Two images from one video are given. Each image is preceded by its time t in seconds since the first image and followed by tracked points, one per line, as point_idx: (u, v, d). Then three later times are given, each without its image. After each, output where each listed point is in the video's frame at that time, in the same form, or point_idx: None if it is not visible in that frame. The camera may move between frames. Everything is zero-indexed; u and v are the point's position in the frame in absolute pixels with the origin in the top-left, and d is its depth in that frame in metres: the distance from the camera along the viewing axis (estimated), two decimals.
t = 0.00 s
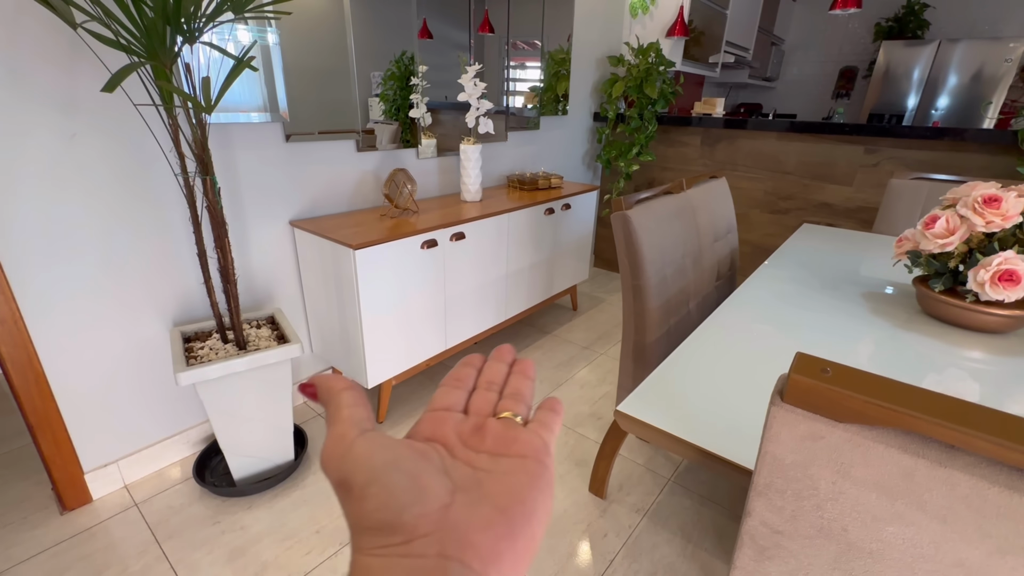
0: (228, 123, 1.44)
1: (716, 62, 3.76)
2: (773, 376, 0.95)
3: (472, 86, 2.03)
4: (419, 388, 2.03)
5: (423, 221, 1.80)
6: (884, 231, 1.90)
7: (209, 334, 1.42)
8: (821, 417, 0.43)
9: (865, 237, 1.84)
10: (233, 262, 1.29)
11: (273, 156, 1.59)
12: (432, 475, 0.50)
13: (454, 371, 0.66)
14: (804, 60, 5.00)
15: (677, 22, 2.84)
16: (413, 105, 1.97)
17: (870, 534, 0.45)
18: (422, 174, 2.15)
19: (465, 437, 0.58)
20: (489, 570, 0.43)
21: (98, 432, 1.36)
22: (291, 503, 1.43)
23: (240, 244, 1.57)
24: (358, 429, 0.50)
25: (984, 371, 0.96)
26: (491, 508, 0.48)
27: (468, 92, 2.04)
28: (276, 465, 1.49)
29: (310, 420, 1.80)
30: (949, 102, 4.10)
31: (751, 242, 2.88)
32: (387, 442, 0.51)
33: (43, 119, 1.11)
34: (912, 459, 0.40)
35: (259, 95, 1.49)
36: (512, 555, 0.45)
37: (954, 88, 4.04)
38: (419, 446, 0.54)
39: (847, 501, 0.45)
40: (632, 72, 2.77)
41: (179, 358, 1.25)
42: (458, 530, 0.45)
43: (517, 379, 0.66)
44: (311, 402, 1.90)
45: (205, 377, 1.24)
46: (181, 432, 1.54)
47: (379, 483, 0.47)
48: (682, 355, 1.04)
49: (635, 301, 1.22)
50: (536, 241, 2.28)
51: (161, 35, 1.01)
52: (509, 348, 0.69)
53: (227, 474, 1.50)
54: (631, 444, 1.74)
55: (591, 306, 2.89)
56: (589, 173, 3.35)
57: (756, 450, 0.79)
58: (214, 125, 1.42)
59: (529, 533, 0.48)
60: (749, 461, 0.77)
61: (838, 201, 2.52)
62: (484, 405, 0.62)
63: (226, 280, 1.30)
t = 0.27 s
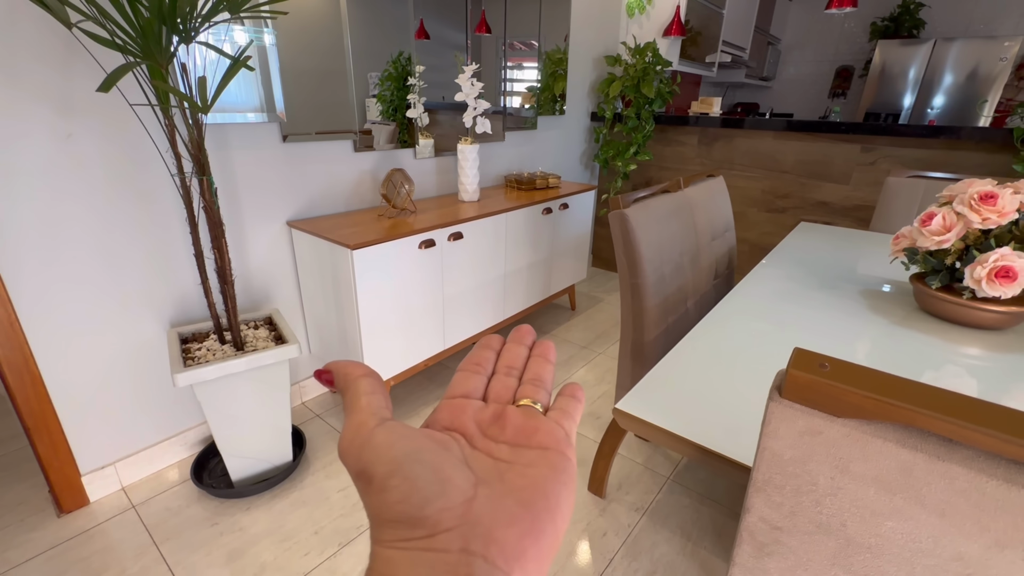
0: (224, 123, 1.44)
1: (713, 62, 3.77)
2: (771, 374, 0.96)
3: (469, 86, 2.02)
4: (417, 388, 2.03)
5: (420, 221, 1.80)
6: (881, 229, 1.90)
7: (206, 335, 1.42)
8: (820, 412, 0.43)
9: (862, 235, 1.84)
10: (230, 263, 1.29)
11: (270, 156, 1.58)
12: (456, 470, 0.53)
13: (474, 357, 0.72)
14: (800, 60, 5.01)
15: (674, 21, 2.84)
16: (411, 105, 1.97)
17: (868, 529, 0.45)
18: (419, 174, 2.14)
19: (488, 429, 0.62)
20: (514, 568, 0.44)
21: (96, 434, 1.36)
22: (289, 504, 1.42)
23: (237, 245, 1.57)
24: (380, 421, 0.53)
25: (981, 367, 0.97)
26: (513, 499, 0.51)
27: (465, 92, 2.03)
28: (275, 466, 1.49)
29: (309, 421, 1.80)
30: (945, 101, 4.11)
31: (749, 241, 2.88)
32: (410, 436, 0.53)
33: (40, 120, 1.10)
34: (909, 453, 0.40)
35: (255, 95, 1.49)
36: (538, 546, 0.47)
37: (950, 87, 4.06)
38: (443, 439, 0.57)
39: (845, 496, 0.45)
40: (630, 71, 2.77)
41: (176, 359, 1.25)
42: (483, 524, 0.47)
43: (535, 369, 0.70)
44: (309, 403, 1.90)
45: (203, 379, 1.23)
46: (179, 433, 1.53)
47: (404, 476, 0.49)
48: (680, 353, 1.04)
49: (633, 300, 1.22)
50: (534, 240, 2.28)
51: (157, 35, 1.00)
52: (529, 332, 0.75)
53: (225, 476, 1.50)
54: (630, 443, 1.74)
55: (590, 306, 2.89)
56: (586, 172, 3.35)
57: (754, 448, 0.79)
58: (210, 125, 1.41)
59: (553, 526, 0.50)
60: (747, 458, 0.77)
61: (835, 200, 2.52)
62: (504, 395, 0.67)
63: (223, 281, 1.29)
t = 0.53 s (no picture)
0: (219, 125, 1.44)
1: (707, 63, 3.78)
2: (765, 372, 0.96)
3: (464, 87, 2.03)
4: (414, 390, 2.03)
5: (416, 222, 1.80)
6: (873, 228, 1.92)
7: (201, 337, 1.42)
8: (808, 408, 0.44)
9: (855, 234, 1.86)
10: (225, 265, 1.28)
11: (264, 158, 1.58)
12: (380, 466, 0.50)
13: (408, 344, 0.70)
14: (793, 60, 5.04)
15: (667, 22, 2.86)
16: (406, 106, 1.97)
17: (858, 524, 0.45)
18: (414, 175, 2.15)
19: (422, 413, 0.60)
20: (437, 566, 0.44)
21: (91, 438, 1.35)
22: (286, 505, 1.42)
23: (232, 246, 1.57)
24: (297, 419, 0.49)
25: (971, 364, 0.98)
26: (444, 494, 0.49)
27: (460, 94, 2.04)
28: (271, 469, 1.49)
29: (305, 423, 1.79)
30: (936, 100, 4.15)
31: (743, 241, 2.90)
32: (329, 435, 0.49)
33: (32, 122, 1.10)
34: (895, 448, 0.41)
35: (250, 97, 1.49)
36: (466, 545, 0.46)
37: (941, 87, 4.10)
38: (369, 432, 0.54)
39: (835, 491, 0.45)
40: (624, 72, 2.79)
41: (171, 361, 1.24)
42: (404, 524, 0.46)
43: (476, 347, 0.70)
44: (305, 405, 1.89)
45: (198, 381, 1.23)
46: (174, 436, 1.53)
47: (318, 480, 0.45)
48: (674, 352, 1.05)
49: (628, 299, 1.23)
50: (530, 241, 2.29)
51: (150, 37, 1.00)
52: (469, 311, 0.74)
53: (221, 478, 1.49)
54: (626, 442, 1.75)
55: (586, 306, 2.90)
56: (581, 173, 3.36)
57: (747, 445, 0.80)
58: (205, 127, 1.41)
59: (482, 519, 0.49)
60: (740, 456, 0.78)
61: (828, 199, 2.54)
62: (442, 377, 0.66)
63: (218, 283, 1.29)
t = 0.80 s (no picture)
0: (213, 126, 1.44)
1: (700, 62, 3.81)
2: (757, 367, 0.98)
3: (458, 87, 2.03)
4: (410, 389, 2.04)
5: (411, 222, 1.81)
6: (864, 225, 1.94)
7: (197, 338, 1.42)
8: (796, 399, 0.45)
9: (847, 232, 1.88)
10: (221, 265, 1.28)
11: (259, 158, 1.58)
12: None
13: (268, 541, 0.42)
14: (785, 60, 5.08)
15: (660, 22, 2.87)
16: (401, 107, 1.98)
17: (845, 512, 0.47)
18: (409, 175, 2.15)
19: None
20: None
21: (87, 440, 1.35)
22: (283, 506, 1.43)
23: (227, 247, 1.57)
24: None
25: (959, 358, 1.00)
26: None
27: (454, 94, 2.04)
28: (269, 469, 1.49)
29: (301, 424, 1.80)
30: (927, 99, 4.19)
31: (737, 239, 2.92)
32: None
33: (25, 124, 1.10)
34: (880, 437, 0.42)
35: (243, 98, 1.49)
36: None
37: (932, 85, 4.14)
38: None
39: (823, 481, 0.46)
40: (618, 71, 2.80)
41: (167, 363, 1.24)
42: None
43: (364, 520, 0.46)
44: (301, 406, 1.90)
45: (195, 382, 1.23)
46: (170, 438, 1.52)
47: None
48: (669, 348, 1.06)
49: (622, 296, 1.24)
50: (525, 240, 2.29)
51: (144, 38, 1.00)
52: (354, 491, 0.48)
53: (218, 479, 1.49)
54: (622, 439, 1.76)
55: (581, 305, 2.91)
56: (576, 172, 3.37)
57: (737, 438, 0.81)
58: (199, 129, 1.41)
59: None
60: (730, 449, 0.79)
61: (821, 197, 2.56)
62: (322, 557, 0.42)
63: (213, 283, 1.29)
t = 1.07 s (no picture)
0: (207, 130, 1.44)
1: (690, 64, 3.85)
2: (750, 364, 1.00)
3: (452, 90, 2.05)
4: (407, 391, 2.04)
5: (406, 225, 1.81)
6: (852, 224, 1.98)
7: (194, 342, 1.41)
8: (791, 390, 0.47)
9: (835, 230, 1.91)
10: (217, 269, 1.28)
11: (254, 161, 1.58)
12: None
13: None
14: (773, 61, 5.15)
15: (650, 24, 2.90)
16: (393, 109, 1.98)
17: (837, 499, 0.49)
18: (404, 178, 2.16)
19: None
20: None
21: (83, 446, 1.34)
22: (282, 508, 1.43)
23: (223, 250, 1.57)
24: None
25: (945, 352, 1.03)
26: None
27: (448, 97, 2.06)
28: (266, 473, 1.49)
29: (298, 427, 1.80)
30: (911, 99, 4.27)
31: (728, 238, 2.96)
32: None
33: (19, 130, 1.09)
34: (870, 426, 0.44)
35: (235, 101, 1.48)
36: None
37: (916, 85, 4.22)
38: None
39: (816, 469, 0.48)
40: (609, 73, 2.83)
41: (164, 367, 1.24)
42: None
43: None
44: (298, 409, 1.90)
45: (192, 386, 1.23)
46: (167, 443, 1.52)
47: None
48: (664, 346, 1.08)
49: (618, 296, 1.26)
50: (519, 241, 2.31)
51: (140, 43, 1.01)
52: None
53: (216, 484, 1.49)
54: (617, 437, 1.78)
55: (575, 305, 2.93)
56: (569, 174, 3.39)
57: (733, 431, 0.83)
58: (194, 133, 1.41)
59: None
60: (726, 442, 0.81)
61: (810, 196, 2.60)
62: None
63: (210, 287, 1.29)
